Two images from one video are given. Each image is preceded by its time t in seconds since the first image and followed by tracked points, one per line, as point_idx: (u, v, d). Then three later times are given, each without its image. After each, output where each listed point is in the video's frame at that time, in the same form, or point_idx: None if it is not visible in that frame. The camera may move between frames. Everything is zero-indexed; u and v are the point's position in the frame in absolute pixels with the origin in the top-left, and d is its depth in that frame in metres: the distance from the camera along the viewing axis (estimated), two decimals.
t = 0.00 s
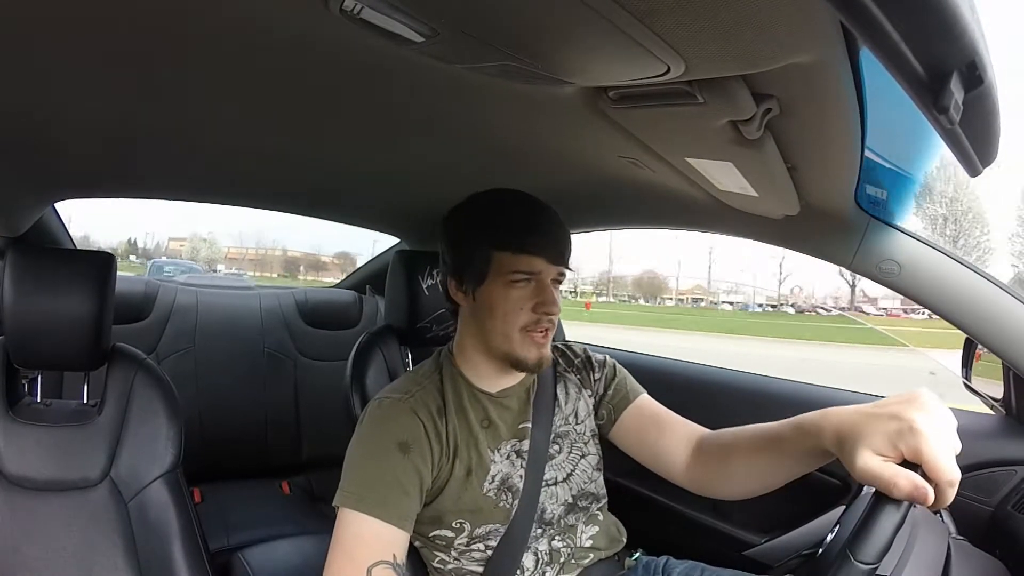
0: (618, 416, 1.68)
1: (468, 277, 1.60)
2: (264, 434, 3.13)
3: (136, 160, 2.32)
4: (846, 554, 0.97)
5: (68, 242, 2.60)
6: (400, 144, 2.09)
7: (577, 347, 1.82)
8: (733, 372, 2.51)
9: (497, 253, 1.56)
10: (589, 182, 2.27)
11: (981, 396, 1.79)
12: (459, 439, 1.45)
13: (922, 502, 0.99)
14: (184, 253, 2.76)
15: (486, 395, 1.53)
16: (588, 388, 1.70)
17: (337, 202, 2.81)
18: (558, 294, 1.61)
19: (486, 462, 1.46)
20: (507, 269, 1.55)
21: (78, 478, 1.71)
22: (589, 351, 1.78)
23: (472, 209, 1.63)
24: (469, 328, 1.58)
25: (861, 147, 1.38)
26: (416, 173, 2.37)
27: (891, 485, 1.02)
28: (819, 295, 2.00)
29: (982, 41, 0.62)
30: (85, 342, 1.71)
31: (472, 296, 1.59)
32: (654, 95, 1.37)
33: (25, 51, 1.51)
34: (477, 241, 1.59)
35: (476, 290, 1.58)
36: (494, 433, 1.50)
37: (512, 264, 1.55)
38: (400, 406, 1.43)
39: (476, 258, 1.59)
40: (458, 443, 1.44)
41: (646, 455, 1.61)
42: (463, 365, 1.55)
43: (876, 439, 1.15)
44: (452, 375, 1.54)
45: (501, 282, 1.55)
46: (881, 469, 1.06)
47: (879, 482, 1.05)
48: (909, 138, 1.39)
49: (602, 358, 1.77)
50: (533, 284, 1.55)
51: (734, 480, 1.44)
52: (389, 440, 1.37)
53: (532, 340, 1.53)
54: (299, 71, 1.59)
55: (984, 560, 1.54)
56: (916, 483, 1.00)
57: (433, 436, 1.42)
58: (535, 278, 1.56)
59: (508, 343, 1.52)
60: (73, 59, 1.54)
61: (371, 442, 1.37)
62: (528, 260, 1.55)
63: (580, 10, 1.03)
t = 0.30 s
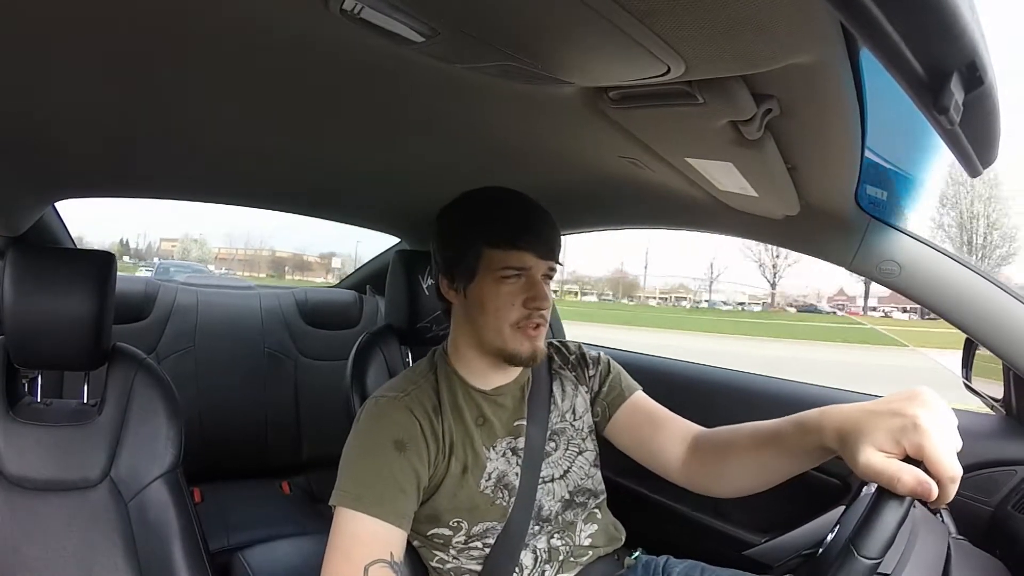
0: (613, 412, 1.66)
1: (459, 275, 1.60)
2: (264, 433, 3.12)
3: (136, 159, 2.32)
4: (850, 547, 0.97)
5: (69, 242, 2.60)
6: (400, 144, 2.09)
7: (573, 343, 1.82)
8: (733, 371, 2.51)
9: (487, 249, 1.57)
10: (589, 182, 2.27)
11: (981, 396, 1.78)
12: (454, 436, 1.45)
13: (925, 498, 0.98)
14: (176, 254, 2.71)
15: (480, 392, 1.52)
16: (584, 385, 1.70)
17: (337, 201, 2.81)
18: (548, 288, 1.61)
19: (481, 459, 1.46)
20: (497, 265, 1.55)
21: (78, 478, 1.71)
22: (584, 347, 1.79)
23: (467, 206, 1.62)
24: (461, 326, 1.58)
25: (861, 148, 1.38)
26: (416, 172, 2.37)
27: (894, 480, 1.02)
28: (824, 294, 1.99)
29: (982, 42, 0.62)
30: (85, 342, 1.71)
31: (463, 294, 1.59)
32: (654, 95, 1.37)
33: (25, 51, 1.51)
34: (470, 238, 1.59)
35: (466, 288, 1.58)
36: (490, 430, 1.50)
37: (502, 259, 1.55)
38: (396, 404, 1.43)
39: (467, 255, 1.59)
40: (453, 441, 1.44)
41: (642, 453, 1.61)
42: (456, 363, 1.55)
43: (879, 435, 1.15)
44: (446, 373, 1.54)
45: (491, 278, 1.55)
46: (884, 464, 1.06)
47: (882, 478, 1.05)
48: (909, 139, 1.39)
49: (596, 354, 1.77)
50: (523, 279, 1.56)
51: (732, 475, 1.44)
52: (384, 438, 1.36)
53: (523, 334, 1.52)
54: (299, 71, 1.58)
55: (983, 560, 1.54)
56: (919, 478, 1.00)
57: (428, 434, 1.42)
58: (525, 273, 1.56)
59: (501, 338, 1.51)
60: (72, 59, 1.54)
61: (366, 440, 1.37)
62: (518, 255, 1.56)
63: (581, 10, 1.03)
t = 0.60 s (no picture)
0: (615, 415, 1.67)
1: (462, 274, 1.60)
2: (264, 434, 3.12)
3: (136, 159, 2.32)
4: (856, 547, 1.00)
5: (69, 243, 2.60)
6: (400, 144, 2.08)
7: (574, 346, 1.82)
8: (733, 372, 2.50)
9: (491, 247, 1.57)
10: (589, 182, 2.27)
11: (981, 397, 1.78)
12: (456, 435, 1.45)
13: (928, 492, 1.00)
14: (170, 257, 2.70)
15: (482, 391, 1.52)
16: (586, 387, 1.70)
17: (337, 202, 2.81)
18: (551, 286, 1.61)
19: (484, 458, 1.46)
20: (500, 262, 1.56)
21: (77, 478, 1.71)
22: (586, 350, 1.79)
23: (470, 205, 1.62)
24: (465, 325, 1.58)
25: (861, 148, 1.38)
26: (416, 172, 2.36)
27: (897, 475, 1.03)
28: (827, 294, 1.97)
29: (983, 42, 0.61)
30: (85, 342, 1.71)
31: (467, 293, 1.59)
32: (654, 96, 1.37)
33: (25, 51, 1.51)
34: (472, 238, 1.59)
35: (469, 287, 1.58)
36: (492, 430, 1.50)
37: (504, 257, 1.56)
38: (399, 402, 1.42)
39: (470, 255, 1.59)
40: (455, 440, 1.44)
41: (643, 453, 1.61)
42: (460, 362, 1.55)
43: (881, 430, 1.15)
44: (448, 372, 1.53)
45: (494, 275, 1.55)
46: (886, 460, 1.07)
47: (885, 473, 1.06)
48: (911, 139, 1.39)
49: (598, 357, 1.78)
50: (525, 276, 1.55)
51: (733, 475, 1.44)
52: (387, 436, 1.36)
53: (528, 330, 1.52)
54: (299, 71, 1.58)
55: (984, 561, 1.54)
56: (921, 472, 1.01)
57: (431, 433, 1.42)
58: (527, 270, 1.56)
59: (505, 335, 1.51)
60: (72, 59, 1.54)
61: (369, 439, 1.36)
62: (520, 252, 1.56)
63: (580, 10, 1.03)
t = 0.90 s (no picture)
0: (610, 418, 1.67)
1: (464, 279, 1.60)
2: (264, 434, 3.12)
3: (135, 160, 2.32)
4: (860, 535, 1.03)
5: (69, 243, 2.61)
6: (399, 144, 2.09)
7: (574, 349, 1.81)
8: (733, 372, 2.50)
9: (492, 256, 1.56)
10: (589, 182, 2.27)
11: (981, 397, 1.78)
12: (455, 435, 1.45)
13: (932, 481, 1.01)
14: (164, 254, 2.67)
15: (482, 393, 1.53)
16: (585, 388, 1.69)
17: (337, 202, 2.81)
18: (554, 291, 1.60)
19: (482, 458, 1.46)
20: (502, 271, 1.55)
21: (77, 478, 1.71)
22: (586, 352, 1.78)
23: (470, 206, 1.62)
24: (466, 330, 1.58)
25: (861, 148, 1.38)
26: (416, 172, 2.37)
27: (903, 465, 1.04)
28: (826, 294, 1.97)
29: (982, 41, 0.61)
30: (86, 342, 1.71)
31: (468, 298, 1.59)
32: (654, 95, 1.37)
33: (25, 51, 1.51)
34: (473, 244, 1.58)
35: (472, 292, 1.58)
36: (491, 430, 1.50)
37: (507, 266, 1.55)
38: (399, 401, 1.43)
39: (471, 260, 1.58)
40: (454, 440, 1.44)
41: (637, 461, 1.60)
42: (460, 365, 1.55)
43: (885, 421, 1.15)
44: (447, 373, 1.53)
45: (497, 284, 1.55)
46: (890, 452, 1.08)
47: (889, 465, 1.07)
48: (910, 135, 1.39)
49: (598, 359, 1.77)
50: (529, 284, 1.55)
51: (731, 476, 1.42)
52: (387, 435, 1.36)
53: (530, 339, 1.52)
54: (299, 71, 1.58)
55: (984, 561, 1.54)
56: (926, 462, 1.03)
57: (430, 433, 1.42)
58: (530, 278, 1.55)
59: (506, 344, 1.51)
60: (72, 59, 1.54)
61: (368, 439, 1.36)
62: (523, 261, 1.54)
63: (580, 10, 1.03)
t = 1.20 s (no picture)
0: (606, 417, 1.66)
1: (460, 279, 1.59)
2: (264, 434, 3.12)
3: (136, 160, 2.32)
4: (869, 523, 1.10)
5: (69, 243, 2.61)
6: (400, 144, 2.08)
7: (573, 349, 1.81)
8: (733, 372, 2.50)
9: (490, 255, 1.56)
10: (589, 182, 2.27)
11: (981, 397, 1.78)
12: (451, 437, 1.45)
13: (938, 467, 1.08)
14: (160, 255, 2.68)
15: (478, 394, 1.52)
16: (581, 389, 1.69)
17: (337, 202, 2.81)
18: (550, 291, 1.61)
19: (479, 460, 1.46)
20: (499, 271, 1.55)
21: (77, 478, 1.71)
22: (584, 352, 1.78)
23: (467, 208, 1.62)
24: (462, 330, 1.57)
25: (861, 148, 1.38)
26: (416, 172, 2.37)
27: (910, 451, 1.11)
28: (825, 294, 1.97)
29: (983, 41, 0.61)
30: (85, 342, 1.71)
31: (465, 298, 1.58)
32: (654, 95, 1.37)
33: (25, 51, 1.51)
34: (471, 244, 1.58)
35: (467, 292, 1.58)
36: (487, 431, 1.50)
37: (504, 265, 1.55)
38: (393, 403, 1.42)
39: (468, 260, 1.58)
40: (450, 442, 1.44)
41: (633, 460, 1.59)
42: (456, 366, 1.55)
43: (888, 410, 1.19)
44: (443, 375, 1.53)
45: (493, 283, 1.55)
46: (896, 438, 1.13)
47: (896, 451, 1.13)
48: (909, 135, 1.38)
49: (596, 359, 1.77)
50: (525, 284, 1.55)
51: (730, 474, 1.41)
52: (382, 438, 1.36)
53: (527, 339, 1.52)
54: (299, 71, 1.58)
55: (985, 561, 1.54)
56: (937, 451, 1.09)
57: (426, 435, 1.42)
58: (527, 278, 1.55)
59: (504, 344, 1.51)
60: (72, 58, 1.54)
61: (363, 441, 1.36)
62: (519, 260, 1.55)
63: (580, 10, 1.03)
